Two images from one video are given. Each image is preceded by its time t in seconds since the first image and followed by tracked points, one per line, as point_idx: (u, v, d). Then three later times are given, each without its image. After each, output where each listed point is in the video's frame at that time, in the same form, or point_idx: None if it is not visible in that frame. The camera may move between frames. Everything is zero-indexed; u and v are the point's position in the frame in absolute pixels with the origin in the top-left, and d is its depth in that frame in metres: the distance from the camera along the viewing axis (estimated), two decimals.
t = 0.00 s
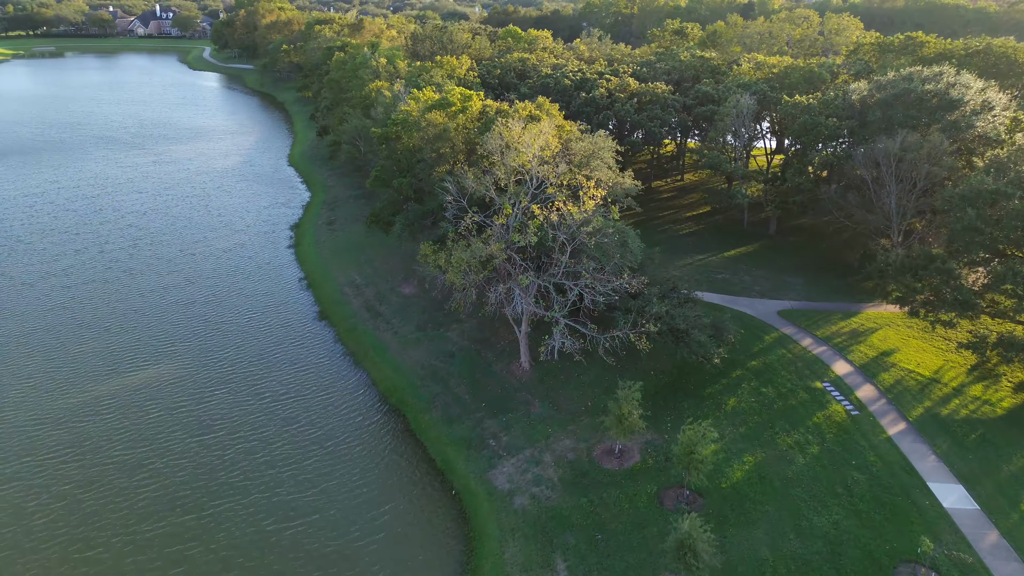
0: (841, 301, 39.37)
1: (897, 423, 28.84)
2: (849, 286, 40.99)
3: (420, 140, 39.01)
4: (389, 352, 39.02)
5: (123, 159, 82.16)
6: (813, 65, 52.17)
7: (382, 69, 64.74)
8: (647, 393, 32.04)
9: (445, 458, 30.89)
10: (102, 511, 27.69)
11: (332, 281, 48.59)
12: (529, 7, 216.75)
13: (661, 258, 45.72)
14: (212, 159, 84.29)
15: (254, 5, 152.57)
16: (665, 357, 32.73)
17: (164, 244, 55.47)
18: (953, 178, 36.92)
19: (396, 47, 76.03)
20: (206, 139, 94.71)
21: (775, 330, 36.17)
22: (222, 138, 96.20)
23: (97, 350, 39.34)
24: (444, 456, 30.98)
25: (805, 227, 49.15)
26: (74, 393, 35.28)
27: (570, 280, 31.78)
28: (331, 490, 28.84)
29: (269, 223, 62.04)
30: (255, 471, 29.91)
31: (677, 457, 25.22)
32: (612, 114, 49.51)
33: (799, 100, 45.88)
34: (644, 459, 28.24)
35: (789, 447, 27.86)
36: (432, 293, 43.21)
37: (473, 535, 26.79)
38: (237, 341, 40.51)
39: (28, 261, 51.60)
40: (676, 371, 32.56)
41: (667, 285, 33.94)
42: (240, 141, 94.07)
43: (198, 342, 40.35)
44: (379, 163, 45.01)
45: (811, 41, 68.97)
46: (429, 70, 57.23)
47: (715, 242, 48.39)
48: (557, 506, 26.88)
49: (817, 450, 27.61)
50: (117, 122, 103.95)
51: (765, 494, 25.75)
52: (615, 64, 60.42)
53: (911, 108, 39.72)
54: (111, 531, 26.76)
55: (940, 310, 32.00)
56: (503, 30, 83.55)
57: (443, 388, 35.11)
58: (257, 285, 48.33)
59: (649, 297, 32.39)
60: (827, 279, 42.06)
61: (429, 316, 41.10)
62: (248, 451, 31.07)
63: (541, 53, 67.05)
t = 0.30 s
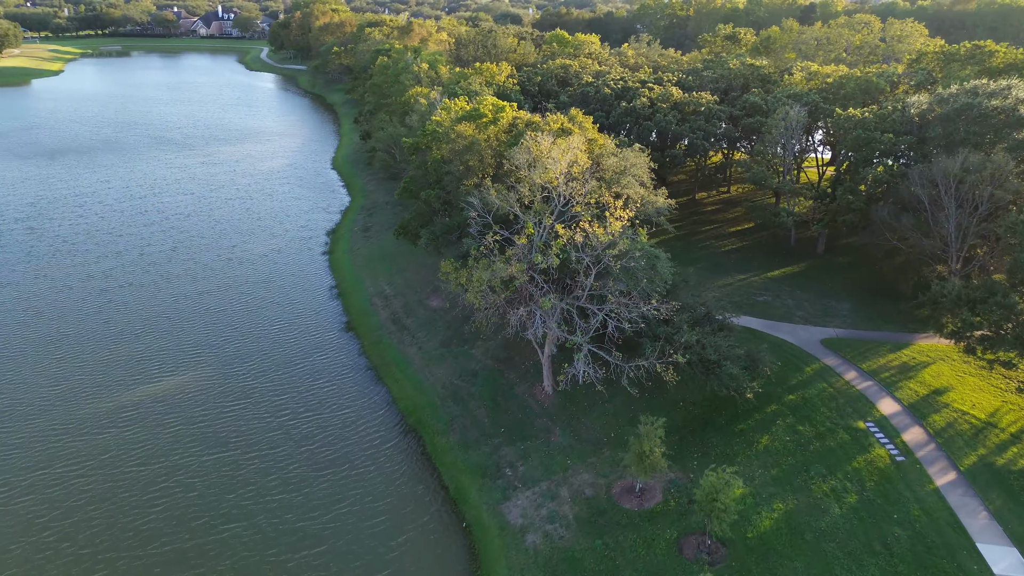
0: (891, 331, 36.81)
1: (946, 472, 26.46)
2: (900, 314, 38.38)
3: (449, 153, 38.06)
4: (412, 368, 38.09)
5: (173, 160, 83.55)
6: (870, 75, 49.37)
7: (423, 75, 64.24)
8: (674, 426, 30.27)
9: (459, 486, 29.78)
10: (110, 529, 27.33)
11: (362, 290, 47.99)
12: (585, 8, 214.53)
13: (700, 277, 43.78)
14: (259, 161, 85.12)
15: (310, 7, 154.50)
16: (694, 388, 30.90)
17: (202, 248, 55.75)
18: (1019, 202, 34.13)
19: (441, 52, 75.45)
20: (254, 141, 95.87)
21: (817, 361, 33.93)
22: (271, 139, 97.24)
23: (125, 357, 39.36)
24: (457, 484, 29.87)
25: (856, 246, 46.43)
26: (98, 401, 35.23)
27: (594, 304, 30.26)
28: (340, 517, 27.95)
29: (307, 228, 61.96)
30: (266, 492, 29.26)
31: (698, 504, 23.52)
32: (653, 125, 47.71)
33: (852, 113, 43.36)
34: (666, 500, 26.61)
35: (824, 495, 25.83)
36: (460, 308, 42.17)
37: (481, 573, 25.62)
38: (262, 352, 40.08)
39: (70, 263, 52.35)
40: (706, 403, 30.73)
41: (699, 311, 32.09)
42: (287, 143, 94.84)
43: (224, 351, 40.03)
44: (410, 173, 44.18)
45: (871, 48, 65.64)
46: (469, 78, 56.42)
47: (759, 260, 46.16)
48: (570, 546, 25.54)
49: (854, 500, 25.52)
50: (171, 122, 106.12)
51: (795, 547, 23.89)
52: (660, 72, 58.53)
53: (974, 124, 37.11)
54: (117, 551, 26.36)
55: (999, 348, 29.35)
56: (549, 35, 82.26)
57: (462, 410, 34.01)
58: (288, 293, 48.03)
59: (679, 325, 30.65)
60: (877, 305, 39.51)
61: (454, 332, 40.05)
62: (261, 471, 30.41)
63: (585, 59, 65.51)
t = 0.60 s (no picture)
0: (946, 365, 34.23)
1: (1000, 531, 24.14)
2: (956, 345, 35.75)
3: (478, 166, 36.99)
4: (434, 385, 37.09)
5: (219, 162, 84.54)
6: (931, 86, 46.56)
7: (463, 81, 63.40)
8: (703, 463, 28.50)
9: (474, 517, 28.63)
10: (120, 548, 26.98)
11: (391, 301, 47.25)
12: (640, 10, 211.35)
13: (740, 298, 41.69)
14: (302, 164, 85.50)
15: (361, 9, 155.87)
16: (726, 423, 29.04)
17: (238, 253, 55.84)
18: None
19: (484, 57, 74.65)
20: (300, 143, 96.54)
21: (862, 397, 31.68)
22: (316, 141, 97.86)
23: (152, 365, 39.25)
24: (472, 515, 28.72)
25: (912, 268, 43.64)
26: (121, 410, 35.09)
27: (621, 331, 28.75)
28: (350, 546, 27.06)
29: (344, 234, 61.68)
30: (279, 515, 28.58)
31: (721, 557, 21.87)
32: (695, 137, 45.80)
33: (910, 129, 40.81)
34: (690, 547, 25.01)
35: (862, 551, 23.89)
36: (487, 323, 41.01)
37: None
38: (287, 363, 39.54)
39: (111, 265, 52.96)
40: (738, 439, 28.89)
41: (734, 341, 30.22)
42: (331, 146, 95.20)
43: (250, 362, 39.64)
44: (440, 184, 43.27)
45: (934, 56, 62.27)
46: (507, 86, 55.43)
47: (805, 281, 43.80)
48: None
49: (895, 558, 23.51)
50: (222, 123, 107.81)
51: None
52: (706, 80, 56.44)
53: None
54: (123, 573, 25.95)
55: None
56: (595, 39, 80.54)
57: (482, 434, 32.82)
58: (319, 302, 47.58)
59: (710, 356, 28.90)
60: (931, 336, 36.93)
61: (479, 350, 38.90)
62: (275, 493, 29.74)
63: (629, 66, 63.84)
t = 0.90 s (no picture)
0: (998, 402, 31.86)
1: None
2: (1009, 381, 33.32)
3: (501, 180, 35.81)
4: (452, 405, 35.98)
5: (255, 165, 84.95)
6: (988, 98, 43.80)
7: (496, 88, 62.29)
8: (729, 504, 26.84)
9: (484, 551, 27.42)
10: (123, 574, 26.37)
11: (414, 313, 46.37)
12: (685, 11, 207.89)
13: (776, 320, 39.65)
14: (336, 167, 85.39)
15: (403, 11, 155.99)
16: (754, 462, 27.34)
17: (267, 260, 55.58)
18: None
19: (518, 63, 73.49)
20: (336, 145, 96.64)
21: (903, 436, 29.61)
22: (352, 144, 97.89)
23: (171, 374, 38.82)
24: (483, 548, 27.51)
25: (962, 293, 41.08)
26: (136, 422, 34.67)
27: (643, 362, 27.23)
28: None
29: (373, 242, 61.12)
30: (285, 542, 27.72)
31: None
32: (732, 150, 43.86)
33: (963, 145, 38.23)
34: None
35: None
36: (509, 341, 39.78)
37: None
38: (306, 377, 38.79)
39: (140, 269, 53.13)
40: (766, 478, 27.17)
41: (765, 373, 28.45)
42: (367, 149, 95.03)
43: (268, 375, 39.00)
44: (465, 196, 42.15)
45: (991, 64, 59.06)
46: (539, 94, 54.27)
47: (846, 303, 41.56)
48: None
49: None
50: (261, 125, 108.61)
51: None
52: (746, 89, 54.34)
53: None
54: None
55: None
56: (634, 44, 78.68)
57: (497, 460, 31.62)
58: (342, 313, 46.89)
59: (739, 389, 27.23)
60: (981, 369, 34.54)
61: (500, 368, 37.66)
62: (283, 518, 28.88)
63: (667, 73, 61.95)
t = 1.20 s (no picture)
0: None
1: None
2: None
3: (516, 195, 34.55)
4: (462, 427, 34.80)
5: (279, 169, 84.76)
6: None
7: (519, 94, 61.03)
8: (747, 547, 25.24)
9: None
10: None
11: (428, 326, 45.31)
12: (719, 12, 204.56)
13: (804, 344, 37.76)
14: (360, 172, 84.82)
15: (432, 12, 155.41)
16: (775, 502, 25.67)
17: (283, 267, 54.92)
18: None
19: (543, 69, 72.15)
20: (361, 148, 96.20)
21: (938, 475, 27.70)
22: (377, 147, 97.35)
23: (177, 387, 38.09)
24: None
25: (1003, 317, 38.79)
26: (140, 438, 33.98)
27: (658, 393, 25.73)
28: None
29: (391, 249, 60.29)
30: (282, 572, 26.79)
31: None
32: (760, 162, 42.01)
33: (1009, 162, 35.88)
34: None
35: None
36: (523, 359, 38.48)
37: None
38: (314, 393, 37.87)
39: (157, 276, 52.85)
40: (787, 520, 25.52)
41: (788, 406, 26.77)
42: (391, 153, 94.30)
43: (276, 389, 38.18)
44: (480, 208, 40.91)
45: None
46: (562, 102, 52.95)
47: (879, 326, 39.50)
48: None
49: None
50: (287, 127, 108.65)
51: None
52: (776, 98, 52.37)
53: None
54: None
55: None
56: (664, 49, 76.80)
57: (505, 488, 30.38)
58: (355, 324, 45.98)
59: (760, 423, 25.60)
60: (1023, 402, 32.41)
61: (512, 389, 36.37)
62: (281, 546, 27.96)
63: (695, 80, 60.16)
